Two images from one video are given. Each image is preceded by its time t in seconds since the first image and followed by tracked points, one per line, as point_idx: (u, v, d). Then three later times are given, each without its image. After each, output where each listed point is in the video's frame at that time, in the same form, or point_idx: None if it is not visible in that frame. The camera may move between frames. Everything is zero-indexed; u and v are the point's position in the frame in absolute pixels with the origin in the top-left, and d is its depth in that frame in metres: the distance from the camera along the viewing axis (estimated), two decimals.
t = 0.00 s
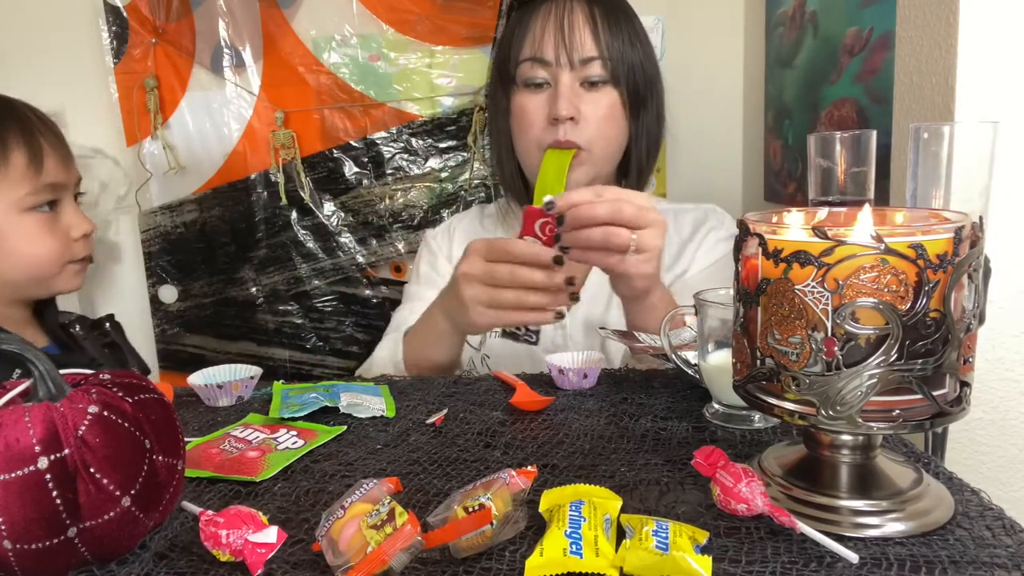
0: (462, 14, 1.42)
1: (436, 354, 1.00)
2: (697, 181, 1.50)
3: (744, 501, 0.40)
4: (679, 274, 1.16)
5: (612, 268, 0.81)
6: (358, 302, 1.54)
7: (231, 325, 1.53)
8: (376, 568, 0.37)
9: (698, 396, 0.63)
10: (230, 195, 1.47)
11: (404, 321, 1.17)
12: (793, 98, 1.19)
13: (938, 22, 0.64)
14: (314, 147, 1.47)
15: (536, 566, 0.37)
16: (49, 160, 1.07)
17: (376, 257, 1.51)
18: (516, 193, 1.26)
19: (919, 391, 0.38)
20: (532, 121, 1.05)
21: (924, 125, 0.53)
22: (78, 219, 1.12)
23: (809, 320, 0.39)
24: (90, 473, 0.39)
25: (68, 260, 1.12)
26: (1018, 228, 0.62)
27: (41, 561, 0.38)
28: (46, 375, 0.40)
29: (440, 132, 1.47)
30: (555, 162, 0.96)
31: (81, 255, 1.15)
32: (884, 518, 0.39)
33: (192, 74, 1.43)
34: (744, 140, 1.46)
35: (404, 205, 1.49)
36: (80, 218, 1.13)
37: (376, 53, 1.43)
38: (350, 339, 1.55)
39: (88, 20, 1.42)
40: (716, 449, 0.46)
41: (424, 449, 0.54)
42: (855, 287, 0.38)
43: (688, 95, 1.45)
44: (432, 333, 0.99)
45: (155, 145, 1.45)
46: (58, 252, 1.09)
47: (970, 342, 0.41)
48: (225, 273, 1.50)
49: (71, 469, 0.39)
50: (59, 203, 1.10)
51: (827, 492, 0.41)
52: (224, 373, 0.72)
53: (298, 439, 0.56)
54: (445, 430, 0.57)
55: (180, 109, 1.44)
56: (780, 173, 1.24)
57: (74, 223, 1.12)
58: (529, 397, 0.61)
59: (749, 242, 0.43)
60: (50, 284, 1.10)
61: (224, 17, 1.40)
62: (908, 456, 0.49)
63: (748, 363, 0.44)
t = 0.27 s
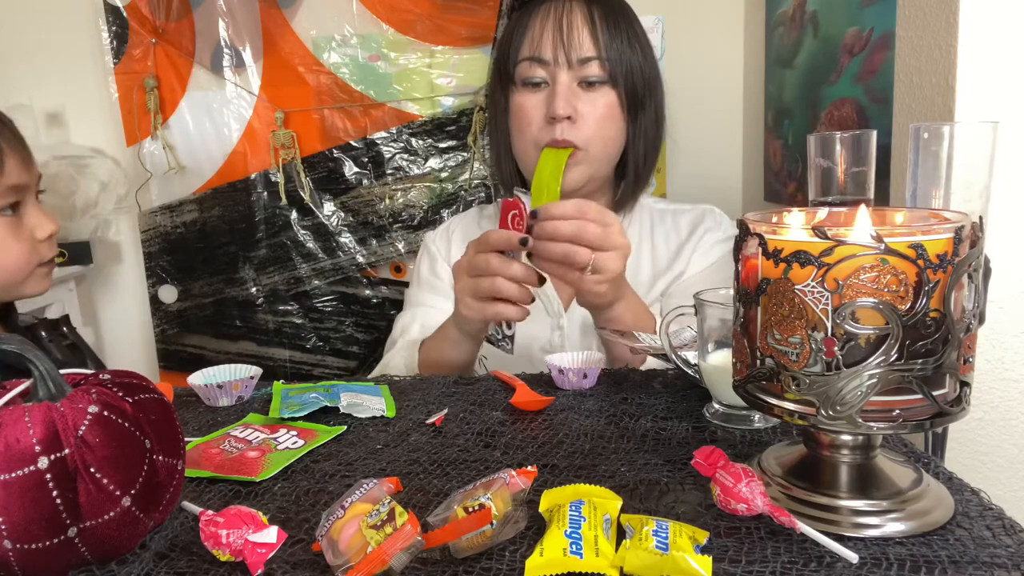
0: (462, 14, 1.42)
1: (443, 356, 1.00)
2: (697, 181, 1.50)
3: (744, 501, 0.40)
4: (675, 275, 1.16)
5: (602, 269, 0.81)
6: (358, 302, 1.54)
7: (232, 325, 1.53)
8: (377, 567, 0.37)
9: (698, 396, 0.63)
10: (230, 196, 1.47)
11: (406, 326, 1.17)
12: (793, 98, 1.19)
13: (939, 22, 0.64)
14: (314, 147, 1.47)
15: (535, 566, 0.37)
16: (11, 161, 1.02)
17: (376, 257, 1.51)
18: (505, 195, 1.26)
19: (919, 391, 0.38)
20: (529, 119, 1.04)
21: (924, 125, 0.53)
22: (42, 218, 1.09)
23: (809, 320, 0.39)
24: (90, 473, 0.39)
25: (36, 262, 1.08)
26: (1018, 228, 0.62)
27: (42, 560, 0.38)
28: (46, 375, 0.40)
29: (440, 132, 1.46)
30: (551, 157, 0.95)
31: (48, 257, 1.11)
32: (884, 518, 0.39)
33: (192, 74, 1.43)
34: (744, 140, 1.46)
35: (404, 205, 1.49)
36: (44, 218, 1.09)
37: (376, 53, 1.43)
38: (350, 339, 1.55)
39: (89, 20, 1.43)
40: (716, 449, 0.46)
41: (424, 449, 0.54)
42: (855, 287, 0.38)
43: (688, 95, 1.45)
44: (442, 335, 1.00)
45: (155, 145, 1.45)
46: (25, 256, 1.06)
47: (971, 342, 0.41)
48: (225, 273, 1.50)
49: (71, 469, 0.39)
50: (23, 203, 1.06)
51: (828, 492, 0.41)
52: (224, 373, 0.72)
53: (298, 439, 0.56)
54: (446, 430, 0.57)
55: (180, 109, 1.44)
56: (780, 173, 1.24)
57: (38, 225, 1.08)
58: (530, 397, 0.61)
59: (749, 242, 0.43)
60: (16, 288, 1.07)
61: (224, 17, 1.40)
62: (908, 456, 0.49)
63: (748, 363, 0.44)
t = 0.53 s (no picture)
0: (462, 13, 1.42)
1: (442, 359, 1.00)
2: (697, 181, 1.50)
3: (743, 501, 0.40)
4: (673, 274, 1.16)
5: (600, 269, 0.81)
6: (358, 302, 1.54)
7: (232, 325, 1.53)
8: (377, 568, 0.37)
9: (698, 396, 0.63)
10: (230, 196, 1.47)
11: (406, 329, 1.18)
12: (793, 98, 1.19)
13: (939, 22, 0.64)
14: (314, 147, 1.47)
15: (535, 566, 0.37)
16: None
17: (376, 257, 1.51)
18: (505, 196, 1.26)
19: (919, 391, 0.38)
20: (528, 118, 1.04)
21: (925, 125, 0.53)
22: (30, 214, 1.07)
23: (809, 320, 0.39)
24: (90, 473, 0.39)
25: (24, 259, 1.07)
26: (1017, 228, 0.62)
27: (42, 560, 0.38)
28: (46, 375, 0.40)
29: (440, 131, 1.46)
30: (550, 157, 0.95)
31: (36, 254, 1.11)
32: (883, 518, 0.39)
33: (192, 74, 1.43)
34: (744, 140, 1.46)
35: (404, 205, 1.49)
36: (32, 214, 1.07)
37: (376, 53, 1.43)
38: (350, 339, 1.55)
39: (89, 21, 1.43)
40: (716, 449, 0.46)
41: (424, 449, 0.54)
42: (855, 287, 0.38)
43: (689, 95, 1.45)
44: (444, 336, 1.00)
45: (155, 145, 1.45)
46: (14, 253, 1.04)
47: (970, 342, 0.41)
48: (225, 273, 1.50)
49: (71, 469, 0.39)
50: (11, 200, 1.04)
51: (828, 492, 0.41)
52: (224, 373, 0.72)
53: (298, 439, 0.56)
54: (446, 429, 0.57)
55: (180, 109, 1.44)
56: (780, 173, 1.24)
57: (27, 221, 1.06)
58: (530, 397, 0.61)
59: (749, 242, 0.43)
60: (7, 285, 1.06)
61: (225, 17, 1.40)
62: (907, 456, 0.49)
63: (748, 363, 0.44)
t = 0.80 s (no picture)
0: (462, 13, 1.42)
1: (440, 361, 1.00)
2: (698, 181, 1.50)
3: (744, 501, 0.40)
4: (672, 274, 1.17)
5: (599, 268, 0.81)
6: (358, 302, 1.53)
7: (232, 325, 1.53)
8: (376, 568, 0.37)
9: (698, 396, 0.63)
10: (230, 196, 1.47)
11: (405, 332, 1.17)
12: (793, 98, 1.19)
13: (938, 23, 0.64)
14: (314, 147, 1.47)
15: (535, 566, 0.37)
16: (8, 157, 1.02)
17: (376, 257, 1.51)
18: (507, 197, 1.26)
19: (919, 391, 0.38)
20: (528, 118, 1.04)
21: (924, 125, 0.53)
22: (37, 212, 1.08)
23: (809, 320, 0.39)
24: (90, 473, 0.39)
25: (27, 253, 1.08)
26: (1017, 228, 0.62)
27: (42, 560, 0.38)
28: (46, 374, 0.40)
29: (440, 131, 1.46)
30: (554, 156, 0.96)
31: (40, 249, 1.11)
32: (884, 518, 0.39)
33: (192, 74, 1.43)
34: (744, 140, 1.46)
35: (404, 205, 1.49)
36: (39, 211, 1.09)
37: (376, 53, 1.43)
38: (350, 339, 1.55)
39: (89, 21, 1.43)
40: (716, 449, 0.46)
41: (424, 449, 0.54)
42: (855, 287, 0.38)
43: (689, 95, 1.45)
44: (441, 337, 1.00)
45: (155, 144, 1.45)
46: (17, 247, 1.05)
47: (971, 342, 0.41)
48: (225, 273, 1.50)
49: (71, 470, 0.39)
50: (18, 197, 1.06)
51: (827, 492, 0.41)
52: (224, 373, 0.72)
53: (298, 439, 0.56)
54: (446, 429, 0.57)
55: (180, 109, 1.44)
56: (780, 173, 1.24)
57: (33, 218, 1.08)
58: (530, 397, 0.61)
59: (749, 242, 0.43)
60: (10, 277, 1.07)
61: (224, 17, 1.40)
62: (908, 456, 0.49)
63: (748, 363, 0.44)
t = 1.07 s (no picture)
0: (462, 13, 1.42)
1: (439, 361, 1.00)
2: (697, 181, 1.50)
3: (743, 501, 0.40)
4: (672, 276, 1.16)
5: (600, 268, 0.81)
6: (358, 302, 1.53)
7: (232, 325, 1.53)
8: (376, 568, 0.37)
9: (698, 396, 0.63)
10: (231, 196, 1.48)
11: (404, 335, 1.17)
12: (793, 97, 1.19)
13: (938, 23, 0.64)
14: (314, 147, 1.47)
15: (535, 566, 0.37)
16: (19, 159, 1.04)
17: (376, 257, 1.51)
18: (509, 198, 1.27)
19: (919, 391, 0.38)
20: (528, 119, 1.04)
21: (925, 125, 0.53)
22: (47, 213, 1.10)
23: (809, 320, 0.39)
24: (90, 473, 0.39)
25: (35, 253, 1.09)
26: (1017, 229, 0.62)
27: (43, 560, 0.38)
28: (46, 375, 0.40)
29: (440, 132, 1.46)
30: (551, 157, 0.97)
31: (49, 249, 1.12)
32: (884, 518, 0.39)
33: (192, 74, 1.43)
34: (744, 140, 1.46)
35: (404, 205, 1.49)
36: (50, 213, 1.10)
37: (376, 53, 1.43)
38: (350, 339, 1.55)
39: (89, 21, 1.43)
40: (716, 449, 0.46)
41: (424, 449, 0.54)
42: (855, 287, 0.38)
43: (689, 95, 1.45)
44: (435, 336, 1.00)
45: (155, 144, 1.45)
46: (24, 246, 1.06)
47: (971, 342, 0.41)
48: (225, 273, 1.50)
49: (71, 470, 0.39)
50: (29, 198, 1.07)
51: (827, 492, 0.41)
52: (223, 373, 0.72)
53: (298, 439, 0.56)
54: (446, 429, 0.57)
55: (180, 109, 1.44)
56: (780, 173, 1.24)
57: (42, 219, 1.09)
58: (530, 397, 0.61)
59: (749, 242, 0.43)
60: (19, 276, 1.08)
61: (224, 17, 1.40)
62: (907, 456, 0.49)
63: (748, 363, 0.44)
